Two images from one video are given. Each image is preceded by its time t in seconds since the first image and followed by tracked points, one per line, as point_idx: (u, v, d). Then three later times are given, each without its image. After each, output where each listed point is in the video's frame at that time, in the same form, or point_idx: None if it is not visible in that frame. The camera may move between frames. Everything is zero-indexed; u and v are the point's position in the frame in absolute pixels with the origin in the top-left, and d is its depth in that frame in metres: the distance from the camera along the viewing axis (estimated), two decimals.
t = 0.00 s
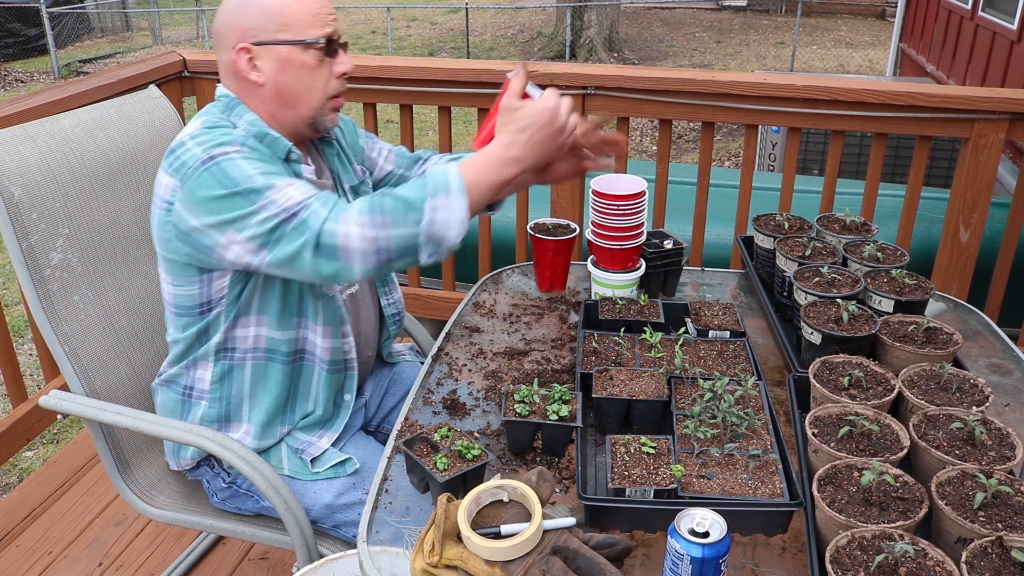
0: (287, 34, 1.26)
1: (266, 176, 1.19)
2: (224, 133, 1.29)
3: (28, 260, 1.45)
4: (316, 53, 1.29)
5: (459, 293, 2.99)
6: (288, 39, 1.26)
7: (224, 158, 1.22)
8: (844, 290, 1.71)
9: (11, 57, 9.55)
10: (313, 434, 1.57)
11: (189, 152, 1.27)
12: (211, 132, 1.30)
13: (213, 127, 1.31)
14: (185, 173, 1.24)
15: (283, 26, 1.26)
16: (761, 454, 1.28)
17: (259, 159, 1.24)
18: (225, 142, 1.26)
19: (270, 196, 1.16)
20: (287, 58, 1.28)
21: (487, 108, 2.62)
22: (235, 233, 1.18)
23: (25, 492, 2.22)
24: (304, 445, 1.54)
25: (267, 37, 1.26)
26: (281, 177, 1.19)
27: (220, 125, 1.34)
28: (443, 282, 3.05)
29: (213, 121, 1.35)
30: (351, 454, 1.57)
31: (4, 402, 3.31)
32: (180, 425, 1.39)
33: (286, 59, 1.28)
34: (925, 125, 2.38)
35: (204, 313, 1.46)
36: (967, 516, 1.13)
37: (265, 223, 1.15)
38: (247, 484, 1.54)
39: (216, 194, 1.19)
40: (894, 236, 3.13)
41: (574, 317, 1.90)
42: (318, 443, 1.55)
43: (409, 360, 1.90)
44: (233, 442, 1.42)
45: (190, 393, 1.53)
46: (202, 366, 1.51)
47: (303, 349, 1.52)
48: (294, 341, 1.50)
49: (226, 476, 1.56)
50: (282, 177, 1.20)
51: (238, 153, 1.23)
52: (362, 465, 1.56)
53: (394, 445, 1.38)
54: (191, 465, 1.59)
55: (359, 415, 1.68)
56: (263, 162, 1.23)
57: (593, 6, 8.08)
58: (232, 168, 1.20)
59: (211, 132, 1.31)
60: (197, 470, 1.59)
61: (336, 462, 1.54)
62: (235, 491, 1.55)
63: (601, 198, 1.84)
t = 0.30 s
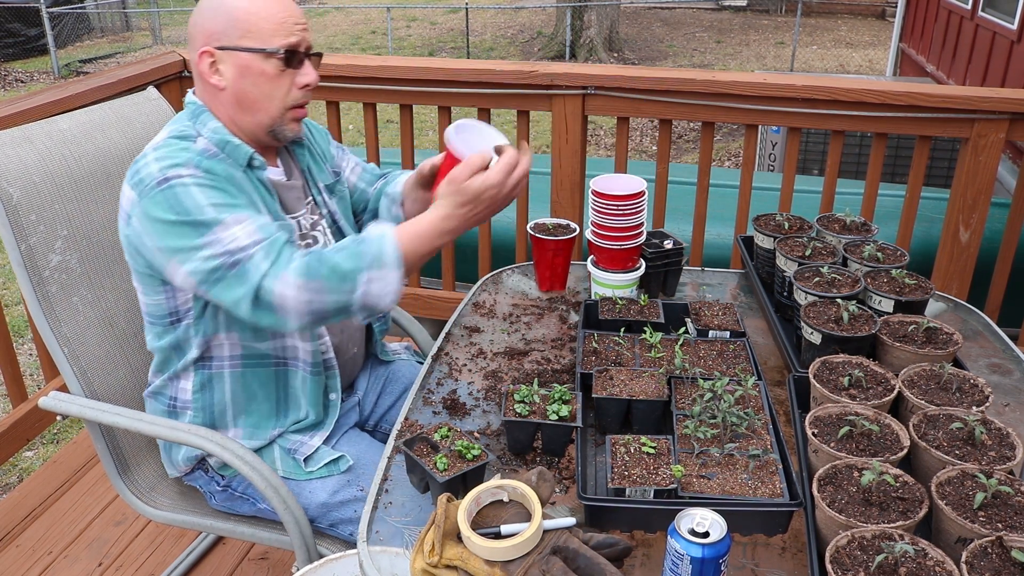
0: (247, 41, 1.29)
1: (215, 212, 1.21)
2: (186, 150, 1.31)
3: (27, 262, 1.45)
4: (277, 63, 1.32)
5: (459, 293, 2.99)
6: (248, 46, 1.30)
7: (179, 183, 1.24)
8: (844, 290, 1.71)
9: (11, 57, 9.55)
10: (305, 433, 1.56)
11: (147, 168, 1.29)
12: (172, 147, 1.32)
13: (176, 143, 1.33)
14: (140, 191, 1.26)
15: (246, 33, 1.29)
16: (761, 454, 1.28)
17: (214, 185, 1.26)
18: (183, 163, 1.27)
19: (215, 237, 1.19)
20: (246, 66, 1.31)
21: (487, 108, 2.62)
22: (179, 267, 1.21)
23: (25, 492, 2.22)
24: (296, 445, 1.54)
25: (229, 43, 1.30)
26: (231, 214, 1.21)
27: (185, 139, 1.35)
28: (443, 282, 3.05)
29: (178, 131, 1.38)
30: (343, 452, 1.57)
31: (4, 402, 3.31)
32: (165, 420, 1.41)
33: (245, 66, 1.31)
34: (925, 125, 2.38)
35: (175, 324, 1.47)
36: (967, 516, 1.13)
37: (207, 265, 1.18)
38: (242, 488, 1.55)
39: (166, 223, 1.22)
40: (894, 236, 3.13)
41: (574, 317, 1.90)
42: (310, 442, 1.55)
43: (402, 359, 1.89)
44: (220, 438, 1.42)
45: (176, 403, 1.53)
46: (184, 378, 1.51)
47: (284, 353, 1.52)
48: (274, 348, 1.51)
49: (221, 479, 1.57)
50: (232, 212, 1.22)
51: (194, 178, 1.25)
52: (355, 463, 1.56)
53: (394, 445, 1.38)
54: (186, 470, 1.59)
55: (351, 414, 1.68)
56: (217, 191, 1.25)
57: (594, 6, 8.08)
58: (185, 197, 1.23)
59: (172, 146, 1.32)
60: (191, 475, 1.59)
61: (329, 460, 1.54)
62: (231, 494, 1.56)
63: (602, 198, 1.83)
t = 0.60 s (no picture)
0: (205, 65, 1.29)
1: (137, 254, 1.23)
2: (141, 175, 1.32)
3: (27, 263, 1.45)
4: (234, 92, 1.31)
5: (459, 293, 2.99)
6: (204, 70, 1.29)
7: (117, 213, 1.25)
8: (844, 290, 1.71)
9: (11, 57, 9.55)
10: (297, 432, 1.57)
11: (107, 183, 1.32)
12: (133, 168, 1.34)
13: (139, 162, 1.36)
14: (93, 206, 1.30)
15: (208, 56, 1.28)
16: (761, 454, 1.28)
17: (152, 216, 1.27)
18: (132, 189, 1.29)
19: (123, 282, 1.20)
20: (202, 89, 1.31)
21: (487, 108, 2.62)
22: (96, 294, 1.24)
23: (25, 492, 2.22)
24: (288, 445, 1.54)
25: (192, 59, 1.29)
26: (148, 261, 1.22)
27: (150, 159, 1.37)
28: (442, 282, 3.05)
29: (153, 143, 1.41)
30: (337, 449, 1.57)
31: (4, 402, 3.31)
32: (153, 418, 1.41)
33: (202, 87, 1.31)
34: (925, 125, 2.38)
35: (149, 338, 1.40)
36: (967, 516, 1.13)
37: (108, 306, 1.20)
38: (238, 491, 1.55)
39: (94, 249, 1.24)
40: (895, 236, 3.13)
41: (574, 317, 1.90)
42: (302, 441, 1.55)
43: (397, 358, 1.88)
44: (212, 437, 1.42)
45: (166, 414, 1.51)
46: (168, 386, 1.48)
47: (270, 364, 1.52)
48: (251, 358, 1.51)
49: (216, 482, 1.56)
50: (153, 258, 1.23)
51: (133, 210, 1.26)
52: (348, 459, 1.56)
53: (394, 445, 1.38)
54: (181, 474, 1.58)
55: (346, 413, 1.68)
56: (152, 230, 1.26)
57: (594, 6, 8.08)
58: (117, 229, 1.24)
59: (133, 167, 1.34)
60: (186, 479, 1.58)
61: (323, 458, 1.54)
62: (226, 498, 1.56)
63: (603, 198, 1.83)
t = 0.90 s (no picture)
0: (209, 130, 1.22)
1: (82, 306, 1.23)
2: (117, 216, 1.29)
3: (26, 265, 1.45)
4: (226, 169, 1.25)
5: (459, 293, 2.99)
6: (208, 135, 1.23)
7: (81, 256, 1.25)
8: (844, 290, 1.71)
9: (11, 57, 9.55)
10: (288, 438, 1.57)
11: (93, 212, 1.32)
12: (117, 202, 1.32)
13: (127, 194, 1.34)
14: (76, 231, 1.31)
15: (207, 128, 1.22)
16: (761, 454, 1.28)
17: (117, 267, 1.26)
18: (103, 233, 1.26)
19: (62, 327, 1.23)
20: (203, 149, 1.27)
21: (487, 108, 2.62)
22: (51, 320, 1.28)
23: (25, 491, 2.22)
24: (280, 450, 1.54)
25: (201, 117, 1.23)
26: (86, 318, 1.23)
27: (137, 195, 1.34)
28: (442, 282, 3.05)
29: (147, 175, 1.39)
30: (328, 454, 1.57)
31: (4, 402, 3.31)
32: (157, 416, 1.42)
33: (203, 146, 1.26)
34: (925, 125, 2.38)
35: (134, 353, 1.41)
36: (967, 516, 1.13)
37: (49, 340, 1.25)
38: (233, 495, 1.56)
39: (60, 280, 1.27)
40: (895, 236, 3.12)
41: (574, 317, 1.90)
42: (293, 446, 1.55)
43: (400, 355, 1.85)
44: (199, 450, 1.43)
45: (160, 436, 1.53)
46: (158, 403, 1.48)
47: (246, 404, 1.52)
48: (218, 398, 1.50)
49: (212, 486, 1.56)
50: (97, 314, 1.24)
51: (95, 257, 1.25)
52: (340, 463, 1.56)
53: (394, 446, 1.38)
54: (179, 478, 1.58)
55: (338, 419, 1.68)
56: (106, 283, 1.25)
57: (594, 6, 8.07)
58: (75, 272, 1.24)
59: (119, 201, 1.32)
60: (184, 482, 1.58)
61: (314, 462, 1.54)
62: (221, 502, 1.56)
63: (603, 198, 1.83)
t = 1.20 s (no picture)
0: (253, 224, 0.89)
1: (210, 407, 0.86)
2: (206, 292, 0.92)
3: (28, 261, 1.44)
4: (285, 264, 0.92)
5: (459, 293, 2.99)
6: (253, 228, 0.89)
7: (179, 349, 0.87)
8: (844, 290, 1.71)
9: (11, 57, 9.54)
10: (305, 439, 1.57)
11: (158, 291, 0.92)
12: (188, 277, 0.93)
13: (195, 267, 0.94)
14: (140, 321, 0.90)
15: (258, 215, 0.87)
16: (761, 454, 1.28)
17: (236, 370, 0.89)
18: (201, 315, 0.90)
19: (184, 435, 0.84)
20: (246, 234, 0.92)
21: (487, 108, 2.62)
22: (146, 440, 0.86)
23: (25, 491, 2.22)
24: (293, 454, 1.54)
25: (240, 203, 0.89)
26: (223, 417, 0.86)
27: (206, 261, 0.95)
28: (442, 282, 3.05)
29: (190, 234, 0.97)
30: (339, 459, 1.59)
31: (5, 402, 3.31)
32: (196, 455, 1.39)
33: (246, 237, 0.92)
34: (925, 125, 2.38)
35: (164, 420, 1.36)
36: (966, 516, 1.13)
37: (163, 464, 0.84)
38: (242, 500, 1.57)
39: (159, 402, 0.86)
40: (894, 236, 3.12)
41: (574, 317, 1.90)
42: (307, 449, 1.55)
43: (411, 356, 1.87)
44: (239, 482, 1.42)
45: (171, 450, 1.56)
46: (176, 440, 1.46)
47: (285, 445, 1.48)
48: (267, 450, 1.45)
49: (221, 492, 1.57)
50: (230, 413, 0.87)
51: (204, 346, 0.88)
52: (350, 469, 1.58)
53: (394, 446, 1.38)
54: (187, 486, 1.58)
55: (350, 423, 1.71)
56: (227, 374, 0.88)
57: (594, 6, 8.07)
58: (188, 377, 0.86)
59: (188, 274, 0.93)
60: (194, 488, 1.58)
61: (325, 468, 1.55)
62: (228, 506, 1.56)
63: (602, 198, 1.83)
